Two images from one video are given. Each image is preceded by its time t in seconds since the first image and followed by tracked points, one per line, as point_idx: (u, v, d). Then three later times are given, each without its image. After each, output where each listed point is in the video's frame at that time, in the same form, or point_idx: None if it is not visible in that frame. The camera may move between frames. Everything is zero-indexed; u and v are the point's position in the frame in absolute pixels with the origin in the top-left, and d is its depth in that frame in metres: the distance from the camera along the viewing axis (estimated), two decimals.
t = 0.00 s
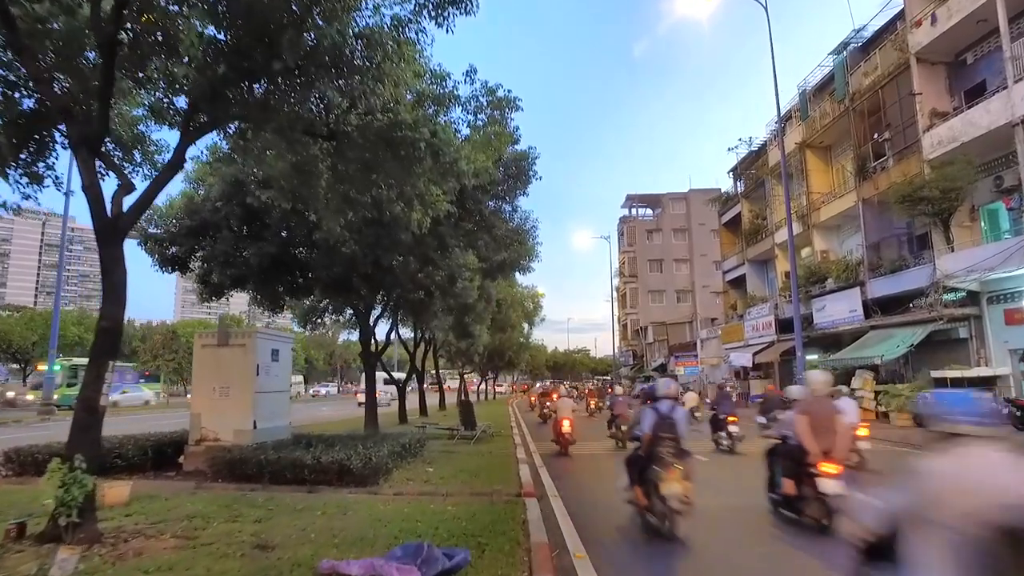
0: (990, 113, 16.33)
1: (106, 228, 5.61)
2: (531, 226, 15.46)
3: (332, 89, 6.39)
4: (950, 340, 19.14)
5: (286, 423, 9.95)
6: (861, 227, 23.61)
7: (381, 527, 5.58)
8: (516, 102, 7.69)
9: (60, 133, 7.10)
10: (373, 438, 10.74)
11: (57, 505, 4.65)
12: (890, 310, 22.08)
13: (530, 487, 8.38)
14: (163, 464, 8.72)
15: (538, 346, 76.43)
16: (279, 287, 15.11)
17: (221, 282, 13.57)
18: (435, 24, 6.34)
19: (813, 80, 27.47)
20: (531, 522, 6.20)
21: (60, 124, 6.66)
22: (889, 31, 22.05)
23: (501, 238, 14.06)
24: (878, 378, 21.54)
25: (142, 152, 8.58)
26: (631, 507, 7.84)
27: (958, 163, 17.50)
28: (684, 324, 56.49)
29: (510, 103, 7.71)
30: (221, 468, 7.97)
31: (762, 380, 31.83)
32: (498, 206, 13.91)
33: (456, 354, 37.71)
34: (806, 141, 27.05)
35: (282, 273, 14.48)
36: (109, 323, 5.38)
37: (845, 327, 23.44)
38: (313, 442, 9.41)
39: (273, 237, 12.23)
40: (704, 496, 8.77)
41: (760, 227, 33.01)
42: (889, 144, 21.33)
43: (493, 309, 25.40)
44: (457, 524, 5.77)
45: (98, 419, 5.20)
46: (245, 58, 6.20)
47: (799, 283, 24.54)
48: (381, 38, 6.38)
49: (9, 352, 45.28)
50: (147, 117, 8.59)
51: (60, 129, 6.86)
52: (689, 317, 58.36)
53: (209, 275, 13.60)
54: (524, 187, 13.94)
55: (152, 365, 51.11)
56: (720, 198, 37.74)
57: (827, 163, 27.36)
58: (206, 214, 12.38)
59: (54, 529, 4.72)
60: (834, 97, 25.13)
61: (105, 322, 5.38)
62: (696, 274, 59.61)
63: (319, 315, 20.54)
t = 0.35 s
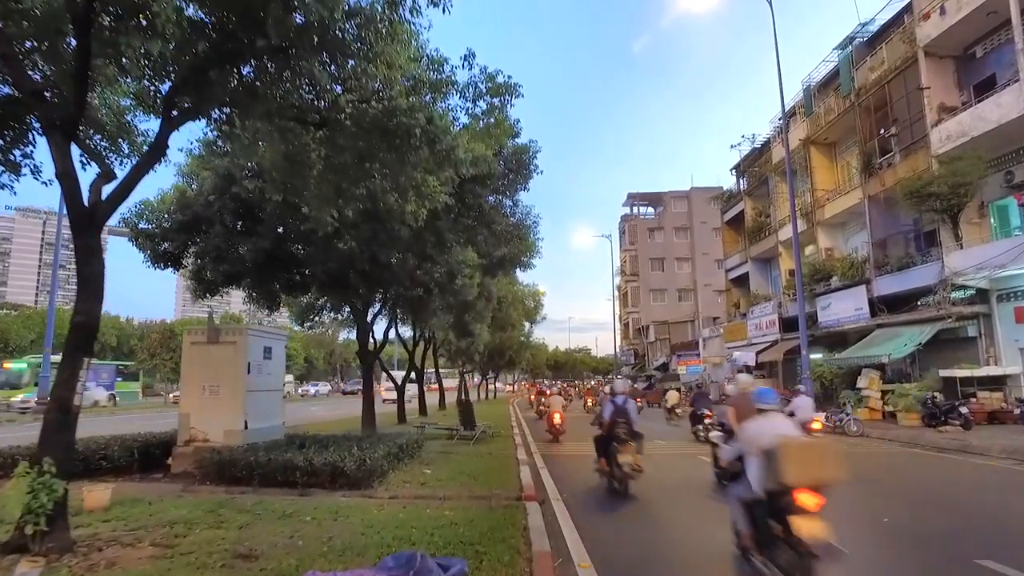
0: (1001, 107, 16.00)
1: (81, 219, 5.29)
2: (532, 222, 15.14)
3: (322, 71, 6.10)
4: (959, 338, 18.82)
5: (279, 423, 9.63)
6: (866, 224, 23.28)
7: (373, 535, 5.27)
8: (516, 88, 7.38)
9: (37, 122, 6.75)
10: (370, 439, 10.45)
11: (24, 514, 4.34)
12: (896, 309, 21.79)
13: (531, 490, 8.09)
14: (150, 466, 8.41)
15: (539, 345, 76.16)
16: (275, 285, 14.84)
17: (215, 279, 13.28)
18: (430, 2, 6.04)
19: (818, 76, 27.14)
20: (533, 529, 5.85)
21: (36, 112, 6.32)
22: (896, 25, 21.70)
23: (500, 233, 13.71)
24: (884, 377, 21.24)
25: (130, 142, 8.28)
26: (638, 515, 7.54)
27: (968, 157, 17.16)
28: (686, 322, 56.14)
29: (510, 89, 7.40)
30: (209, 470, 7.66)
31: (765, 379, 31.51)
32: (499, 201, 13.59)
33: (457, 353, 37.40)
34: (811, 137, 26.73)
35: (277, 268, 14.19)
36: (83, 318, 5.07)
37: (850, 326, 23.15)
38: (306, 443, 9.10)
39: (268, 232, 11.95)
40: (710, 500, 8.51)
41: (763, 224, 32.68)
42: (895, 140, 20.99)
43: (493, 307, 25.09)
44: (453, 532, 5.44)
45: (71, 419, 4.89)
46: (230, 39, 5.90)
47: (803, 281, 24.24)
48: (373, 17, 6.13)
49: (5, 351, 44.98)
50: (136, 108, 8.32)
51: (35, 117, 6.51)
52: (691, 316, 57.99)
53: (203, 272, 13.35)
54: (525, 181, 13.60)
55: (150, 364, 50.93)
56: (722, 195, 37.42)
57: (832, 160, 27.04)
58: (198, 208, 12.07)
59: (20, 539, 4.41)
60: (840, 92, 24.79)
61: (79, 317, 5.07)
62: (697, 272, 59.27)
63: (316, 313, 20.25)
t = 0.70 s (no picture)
0: (1015, 98, 15.60)
1: (47, 204, 4.91)
2: (533, 217, 14.73)
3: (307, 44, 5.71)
4: (969, 336, 18.41)
5: (270, 423, 9.26)
6: (873, 220, 22.88)
7: (361, 547, 4.85)
8: (517, 68, 6.95)
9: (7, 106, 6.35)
10: (364, 440, 10.09)
11: None
12: (904, 306, 21.41)
13: (533, 495, 7.70)
14: (133, 469, 8.04)
15: (540, 345, 75.79)
16: (269, 281, 14.50)
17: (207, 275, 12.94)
18: None
19: (823, 70, 26.72)
20: (536, 540, 5.43)
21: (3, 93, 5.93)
22: (904, 17, 21.28)
23: (499, 228, 13.30)
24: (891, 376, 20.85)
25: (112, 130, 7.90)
26: (646, 523, 7.14)
27: (980, 151, 16.76)
28: (688, 321, 55.71)
29: (510, 70, 6.97)
30: (194, 473, 7.26)
31: (769, 378, 31.11)
32: (499, 195, 13.16)
33: (457, 353, 37.00)
34: (816, 132, 26.31)
35: (271, 265, 13.85)
36: (45, 311, 4.67)
37: (857, 324, 22.77)
38: (298, 445, 8.71)
39: (259, 227, 11.55)
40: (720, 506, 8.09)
41: (767, 222, 32.28)
42: (904, 134, 20.59)
43: (494, 306, 24.74)
44: (449, 542, 5.05)
45: (34, 421, 4.51)
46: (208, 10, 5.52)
47: (809, 278, 23.85)
48: None
49: None
50: (119, 95, 7.94)
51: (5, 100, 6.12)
52: (694, 315, 57.64)
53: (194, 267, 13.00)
54: (526, 175, 13.18)
55: (150, 364, 50.82)
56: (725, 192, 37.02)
57: (838, 155, 26.62)
58: (189, 202, 11.70)
59: None
60: (845, 86, 24.39)
61: (41, 311, 4.66)
62: (699, 270, 58.86)
63: (312, 311, 19.89)
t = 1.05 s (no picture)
0: None
1: (15, 192, 4.60)
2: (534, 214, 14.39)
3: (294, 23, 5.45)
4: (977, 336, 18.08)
5: (261, 425, 8.94)
6: (879, 218, 22.56)
7: (349, 559, 4.51)
8: (517, 54, 6.65)
9: None
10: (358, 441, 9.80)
11: None
12: (910, 305, 21.12)
13: (534, 500, 7.37)
14: (117, 473, 7.71)
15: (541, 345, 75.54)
16: (265, 280, 14.26)
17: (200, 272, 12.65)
18: None
19: (827, 66, 26.38)
20: (537, 550, 5.08)
21: None
22: (910, 11, 20.93)
23: (498, 224, 12.99)
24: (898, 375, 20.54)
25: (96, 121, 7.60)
26: (654, 531, 6.80)
27: (990, 146, 16.42)
28: (689, 321, 55.42)
29: (510, 56, 6.66)
30: (179, 478, 6.94)
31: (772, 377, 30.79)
32: (498, 190, 12.84)
33: (457, 352, 36.73)
34: (820, 129, 26.00)
35: (266, 263, 13.61)
36: (9, 307, 4.34)
37: (863, 323, 22.47)
38: (290, 448, 8.39)
39: (253, 224, 11.27)
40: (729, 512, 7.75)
41: (770, 220, 31.95)
42: (910, 130, 20.27)
43: (494, 305, 24.47)
44: (445, 554, 4.72)
45: None
46: None
47: (813, 277, 23.55)
48: None
49: None
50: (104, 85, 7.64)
51: None
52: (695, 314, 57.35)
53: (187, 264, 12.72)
54: (526, 170, 12.86)
55: (150, 363, 50.72)
56: (727, 190, 36.71)
57: (842, 152, 26.28)
58: (181, 197, 11.41)
59: None
60: (850, 82, 24.06)
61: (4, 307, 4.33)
62: (701, 269, 58.61)
63: (310, 310, 19.61)
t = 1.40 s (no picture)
0: None
1: None
2: (537, 211, 14.11)
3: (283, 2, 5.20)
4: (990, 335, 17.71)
5: (255, 427, 8.63)
6: (888, 215, 22.19)
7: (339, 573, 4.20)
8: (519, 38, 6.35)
9: None
10: (355, 443, 9.51)
11: None
12: (920, 304, 20.78)
13: (537, 507, 7.04)
14: (104, 477, 7.42)
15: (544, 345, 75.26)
16: (263, 277, 14.03)
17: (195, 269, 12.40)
18: None
19: (835, 61, 25.99)
20: (540, 562, 4.75)
21: None
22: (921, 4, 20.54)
23: (500, 220, 12.72)
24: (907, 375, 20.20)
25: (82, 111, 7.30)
26: (665, 538, 6.48)
27: (1004, 141, 16.06)
28: (693, 320, 55.05)
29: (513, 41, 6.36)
30: (166, 482, 6.63)
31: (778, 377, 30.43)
32: (501, 184, 12.53)
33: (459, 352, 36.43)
34: (827, 125, 25.63)
35: (263, 260, 13.37)
36: None
37: (872, 322, 22.13)
38: (284, 451, 8.10)
39: (248, 219, 11.03)
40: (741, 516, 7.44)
41: (776, 218, 31.59)
42: (920, 125, 19.92)
43: (496, 304, 24.18)
44: (442, 566, 4.41)
45: None
46: None
47: (820, 275, 23.20)
48: None
49: None
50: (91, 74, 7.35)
51: None
52: (699, 314, 56.98)
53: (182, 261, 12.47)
54: (529, 164, 12.55)
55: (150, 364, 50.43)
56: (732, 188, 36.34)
57: (849, 149, 25.91)
58: (175, 191, 11.16)
59: None
60: (859, 77, 23.69)
61: None
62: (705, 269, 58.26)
63: (309, 309, 19.35)
